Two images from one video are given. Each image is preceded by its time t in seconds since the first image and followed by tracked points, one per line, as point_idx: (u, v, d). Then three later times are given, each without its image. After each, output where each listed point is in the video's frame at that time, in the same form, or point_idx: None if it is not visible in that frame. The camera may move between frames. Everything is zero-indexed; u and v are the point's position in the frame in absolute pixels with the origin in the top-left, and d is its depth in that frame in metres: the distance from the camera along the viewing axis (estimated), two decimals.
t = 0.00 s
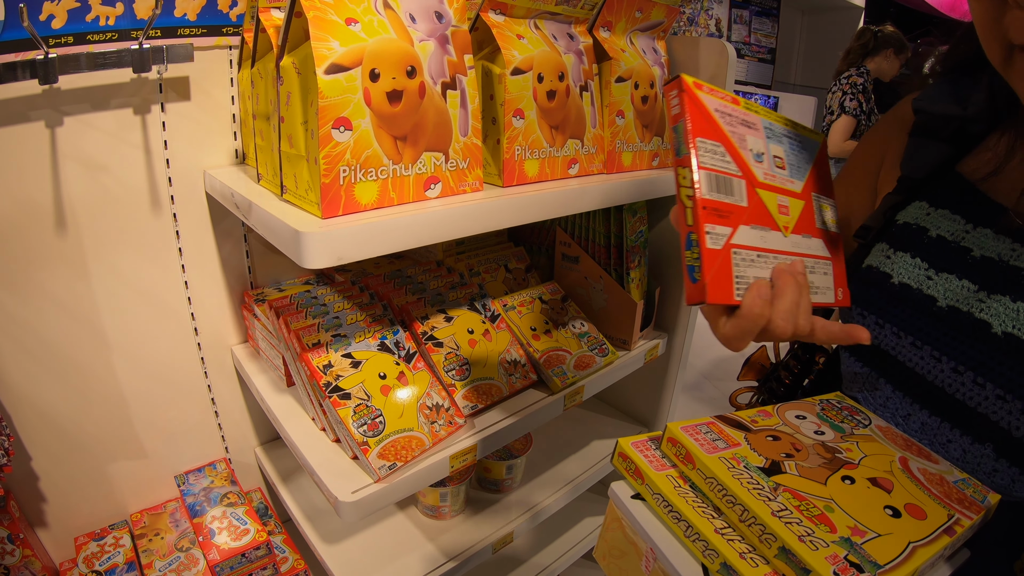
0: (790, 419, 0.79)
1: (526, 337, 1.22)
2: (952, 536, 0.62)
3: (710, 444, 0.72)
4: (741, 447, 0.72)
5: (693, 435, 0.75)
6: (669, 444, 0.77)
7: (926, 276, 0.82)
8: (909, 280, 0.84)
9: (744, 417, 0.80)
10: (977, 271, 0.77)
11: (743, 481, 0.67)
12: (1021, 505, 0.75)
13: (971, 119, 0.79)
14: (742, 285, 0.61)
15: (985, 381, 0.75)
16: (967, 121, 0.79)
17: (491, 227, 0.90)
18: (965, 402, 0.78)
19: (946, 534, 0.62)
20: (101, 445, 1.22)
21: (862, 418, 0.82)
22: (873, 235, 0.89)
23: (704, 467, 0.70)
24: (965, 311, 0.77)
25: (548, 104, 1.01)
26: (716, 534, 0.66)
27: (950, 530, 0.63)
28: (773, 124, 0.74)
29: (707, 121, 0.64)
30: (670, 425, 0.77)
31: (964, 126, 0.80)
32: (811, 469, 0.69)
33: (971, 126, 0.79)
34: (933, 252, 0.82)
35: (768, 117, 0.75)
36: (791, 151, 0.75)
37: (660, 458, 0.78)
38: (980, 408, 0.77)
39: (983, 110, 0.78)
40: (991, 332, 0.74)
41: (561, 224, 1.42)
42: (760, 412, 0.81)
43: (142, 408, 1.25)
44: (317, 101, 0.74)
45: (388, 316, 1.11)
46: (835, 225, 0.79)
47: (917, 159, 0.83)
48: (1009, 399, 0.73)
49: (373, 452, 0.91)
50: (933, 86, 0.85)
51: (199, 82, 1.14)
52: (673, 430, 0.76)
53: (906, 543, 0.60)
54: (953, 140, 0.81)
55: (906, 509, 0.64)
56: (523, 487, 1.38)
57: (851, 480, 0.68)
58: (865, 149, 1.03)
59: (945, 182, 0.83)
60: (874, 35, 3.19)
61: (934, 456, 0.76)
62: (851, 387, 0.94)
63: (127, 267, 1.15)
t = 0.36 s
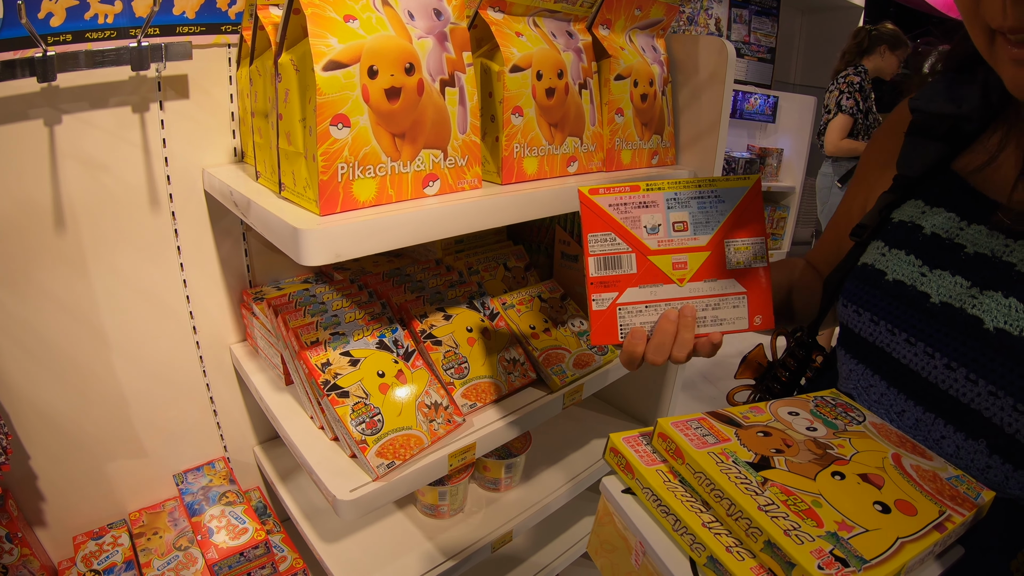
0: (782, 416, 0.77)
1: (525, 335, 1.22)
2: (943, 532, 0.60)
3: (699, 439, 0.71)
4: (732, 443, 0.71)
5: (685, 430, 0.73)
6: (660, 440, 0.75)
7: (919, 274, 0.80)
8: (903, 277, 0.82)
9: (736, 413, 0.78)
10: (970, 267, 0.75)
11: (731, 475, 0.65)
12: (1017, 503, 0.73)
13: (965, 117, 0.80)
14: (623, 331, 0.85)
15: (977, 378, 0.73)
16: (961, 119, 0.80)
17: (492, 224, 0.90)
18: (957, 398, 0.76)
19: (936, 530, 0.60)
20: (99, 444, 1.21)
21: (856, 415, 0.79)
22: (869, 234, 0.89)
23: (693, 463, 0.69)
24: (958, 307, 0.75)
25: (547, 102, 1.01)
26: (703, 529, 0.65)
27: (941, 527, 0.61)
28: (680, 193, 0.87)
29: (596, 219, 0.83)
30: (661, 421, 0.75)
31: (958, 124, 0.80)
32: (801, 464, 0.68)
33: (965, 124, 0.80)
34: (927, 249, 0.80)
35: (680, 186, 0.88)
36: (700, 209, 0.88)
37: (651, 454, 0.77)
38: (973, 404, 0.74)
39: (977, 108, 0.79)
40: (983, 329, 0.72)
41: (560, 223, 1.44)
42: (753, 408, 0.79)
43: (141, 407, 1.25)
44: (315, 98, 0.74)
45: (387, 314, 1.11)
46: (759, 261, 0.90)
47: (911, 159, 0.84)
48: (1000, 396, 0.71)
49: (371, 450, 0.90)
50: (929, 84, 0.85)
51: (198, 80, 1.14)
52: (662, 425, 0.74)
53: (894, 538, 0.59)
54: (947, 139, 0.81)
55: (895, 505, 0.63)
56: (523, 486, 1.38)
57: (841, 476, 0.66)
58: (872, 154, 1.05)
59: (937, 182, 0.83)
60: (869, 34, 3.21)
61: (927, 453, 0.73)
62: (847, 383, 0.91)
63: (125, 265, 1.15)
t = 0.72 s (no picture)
0: (785, 418, 0.77)
1: (525, 335, 1.22)
2: (949, 533, 0.60)
3: (705, 440, 0.70)
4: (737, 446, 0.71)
5: (690, 433, 0.73)
6: (664, 442, 0.74)
7: (918, 276, 0.79)
8: (903, 280, 0.80)
9: (739, 416, 0.78)
10: (969, 269, 0.74)
11: (738, 477, 0.65)
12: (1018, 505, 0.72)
13: (962, 114, 0.79)
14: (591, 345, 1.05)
15: (979, 381, 0.72)
16: (957, 116, 0.79)
17: (493, 222, 0.90)
18: (960, 400, 0.75)
19: (942, 531, 0.60)
20: (98, 444, 1.21)
21: (858, 416, 0.79)
22: (866, 235, 0.86)
23: (698, 465, 0.68)
24: (958, 310, 0.74)
25: (547, 100, 1.00)
26: (710, 529, 0.64)
27: (947, 527, 0.61)
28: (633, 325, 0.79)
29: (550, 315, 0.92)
30: (665, 424, 0.74)
31: (954, 122, 0.80)
32: (806, 466, 0.67)
33: (962, 121, 0.79)
34: (926, 251, 0.78)
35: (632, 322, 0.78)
36: (652, 338, 0.80)
37: (655, 455, 0.76)
38: (975, 407, 0.73)
39: (972, 106, 0.79)
40: (984, 332, 0.71)
41: (561, 222, 1.45)
42: (755, 411, 0.79)
43: (139, 406, 1.24)
44: (314, 96, 0.74)
45: (386, 312, 1.10)
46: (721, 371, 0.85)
47: (909, 157, 0.83)
48: (1002, 399, 0.70)
49: (370, 450, 0.90)
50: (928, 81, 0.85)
51: (197, 79, 1.14)
52: (668, 428, 0.73)
53: (900, 539, 0.58)
54: (942, 137, 0.80)
55: (901, 506, 0.62)
56: (523, 485, 1.38)
57: (846, 477, 0.66)
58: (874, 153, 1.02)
59: (931, 180, 0.81)
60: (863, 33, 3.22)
61: (930, 454, 0.73)
62: (847, 386, 0.89)
63: (124, 265, 1.14)
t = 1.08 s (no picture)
0: (785, 416, 0.77)
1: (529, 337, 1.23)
2: (952, 525, 0.60)
3: (707, 441, 0.70)
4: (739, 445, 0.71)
5: (692, 433, 0.73)
6: (667, 443, 0.74)
7: (915, 274, 0.77)
8: (900, 278, 0.79)
9: (741, 415, 0.78)
10: (967, 265, 0.72)
11: (741, 476, 0.65)
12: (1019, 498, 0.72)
13: (954, 112, 0.79)
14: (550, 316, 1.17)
15: (978, 376, 0.70)
16: (949, 114, 0.79)
17: (494, 221, 0.91)
18: (959, 396, 0.73)
19: (946, 524, 0.60)
20: (97, 443, 1.21)
21: (858, 414, 0.79)
22: (860, 233, 0.84)
23: (702, 465, 0.68)
24: (956, 307, 0.72)
25: (546, 99, 1.01)
26: (716, 530, 0.64)
27: (950, 520, 0.61)
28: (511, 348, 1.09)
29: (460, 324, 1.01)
30: (667, 425, 0.74)
31: (947, 119, 0.79)
32: (809, 463, 0.67)
33: (954, 119, 0.79)
34: (922, 249, 0.77)
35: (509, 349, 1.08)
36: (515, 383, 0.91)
37: (658, 457, 0.76)
38: (974, 402, 0.72)
39: (965, 104, 0.79)
40: (983, 328, 0.70)
41: (559, 221, 1.45)
42: (756, 410, 0.79)
43: (138, 405, 1.24)
44: (313, 94, 0.74)
45: (385, 311, 1.10)
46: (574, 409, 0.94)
47: (901, 156, 0.81)
48: (1002, 394, 0.68)
49: (369, 448, 0.90)
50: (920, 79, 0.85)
51: (197, 78, 1.14)
52: (669, 429, 0.74)
53: (905, 533, 0.58)
54: (936, 135, 0.79)
55: (903, 501, 0.63)
56: (524, 483, 1.38)
57: (849, 474, 0.66)
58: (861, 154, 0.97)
59: (927, 178, 0.80)
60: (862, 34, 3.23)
61: (930, 449, 0.73)
62: (847, 384, 0.90)
63: (124, 264, 1.15)
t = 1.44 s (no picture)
0: (785, 418, 0.77)
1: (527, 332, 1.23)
2: (953, 522, 0.60)
3: (708, 445, 0.70)
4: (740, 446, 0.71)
5: (693, 436, 0.73)
6: (669, 447, 0.74)
7: (908, 276, 0.76)
8: (893, 280, 0.78)
9: (741, 418, 0.78)
10: (960, 266, 0.71)
11: (743, 479, 0.65)
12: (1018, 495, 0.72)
13: (943, 114, 0.78)
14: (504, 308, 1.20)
15: (975, 375, 0.70)
16: (940, 115, 0.78)
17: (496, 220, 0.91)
18: (957, 395, 0.73)
19: (946, 520, 0.60)
20: (97, 444, 1.21)
21: (857, 413, 0.79)
22: (851, 236, 0.83)
23: (704, 469, 0.68)
24: (950, 307, 0.72)
25: (547, 99, 1.01)
26: (720, 533, 0.65)
27: (950, 517, 0.61)
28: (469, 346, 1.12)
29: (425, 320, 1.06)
30: (668, 429, 0.74)
31: (936, 121, 0.78)
32: (810, 464, 0.67)
33: (944, 120, 0.78)
34: (915, 250, 0.76)
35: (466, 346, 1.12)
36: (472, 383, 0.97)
37: (660, 461, 0.75)
38: (972, 401, 0.72)
39: (954, 105, 0.79)
40: (977, 328, 0.69)
41: (559, 221, 1.45)
42: (756, 412, 0.79)
43: (138, 406, 1.24)
44: (315, 95, 0.74)
45: (386, 312, 1.10)
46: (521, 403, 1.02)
47: (889, 158, 0.80)
48: (999, 393, 0.68)
49: (371, 449, 0.91)
50: (918, 78, 0.85)
51: (198, 78, 1.14)
52: (670, 433, 0.74)
53: (906, 531, 0.58)
54: (925, 136, 0.78)
55: (904, 499, 0.63)
56: (524, 483, 1.38)
57: (849, 473, 0.66)
58: (848, 153, 0.92)
59: (917, 183, 0.78)
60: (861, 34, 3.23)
61: (930, 447, 0.73)
62: (846, 383, 0.89)
63: (124, 263, 1.14)
